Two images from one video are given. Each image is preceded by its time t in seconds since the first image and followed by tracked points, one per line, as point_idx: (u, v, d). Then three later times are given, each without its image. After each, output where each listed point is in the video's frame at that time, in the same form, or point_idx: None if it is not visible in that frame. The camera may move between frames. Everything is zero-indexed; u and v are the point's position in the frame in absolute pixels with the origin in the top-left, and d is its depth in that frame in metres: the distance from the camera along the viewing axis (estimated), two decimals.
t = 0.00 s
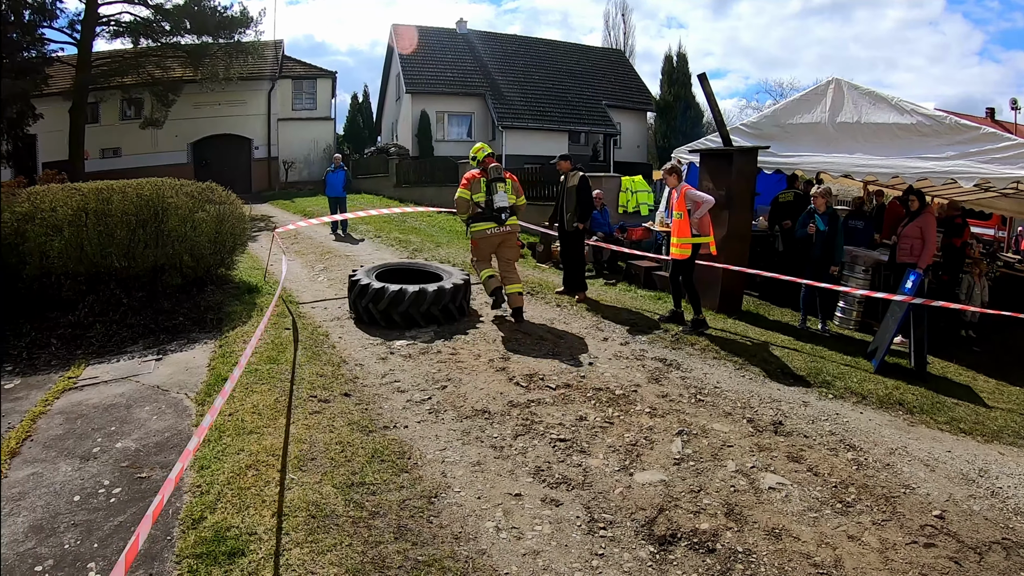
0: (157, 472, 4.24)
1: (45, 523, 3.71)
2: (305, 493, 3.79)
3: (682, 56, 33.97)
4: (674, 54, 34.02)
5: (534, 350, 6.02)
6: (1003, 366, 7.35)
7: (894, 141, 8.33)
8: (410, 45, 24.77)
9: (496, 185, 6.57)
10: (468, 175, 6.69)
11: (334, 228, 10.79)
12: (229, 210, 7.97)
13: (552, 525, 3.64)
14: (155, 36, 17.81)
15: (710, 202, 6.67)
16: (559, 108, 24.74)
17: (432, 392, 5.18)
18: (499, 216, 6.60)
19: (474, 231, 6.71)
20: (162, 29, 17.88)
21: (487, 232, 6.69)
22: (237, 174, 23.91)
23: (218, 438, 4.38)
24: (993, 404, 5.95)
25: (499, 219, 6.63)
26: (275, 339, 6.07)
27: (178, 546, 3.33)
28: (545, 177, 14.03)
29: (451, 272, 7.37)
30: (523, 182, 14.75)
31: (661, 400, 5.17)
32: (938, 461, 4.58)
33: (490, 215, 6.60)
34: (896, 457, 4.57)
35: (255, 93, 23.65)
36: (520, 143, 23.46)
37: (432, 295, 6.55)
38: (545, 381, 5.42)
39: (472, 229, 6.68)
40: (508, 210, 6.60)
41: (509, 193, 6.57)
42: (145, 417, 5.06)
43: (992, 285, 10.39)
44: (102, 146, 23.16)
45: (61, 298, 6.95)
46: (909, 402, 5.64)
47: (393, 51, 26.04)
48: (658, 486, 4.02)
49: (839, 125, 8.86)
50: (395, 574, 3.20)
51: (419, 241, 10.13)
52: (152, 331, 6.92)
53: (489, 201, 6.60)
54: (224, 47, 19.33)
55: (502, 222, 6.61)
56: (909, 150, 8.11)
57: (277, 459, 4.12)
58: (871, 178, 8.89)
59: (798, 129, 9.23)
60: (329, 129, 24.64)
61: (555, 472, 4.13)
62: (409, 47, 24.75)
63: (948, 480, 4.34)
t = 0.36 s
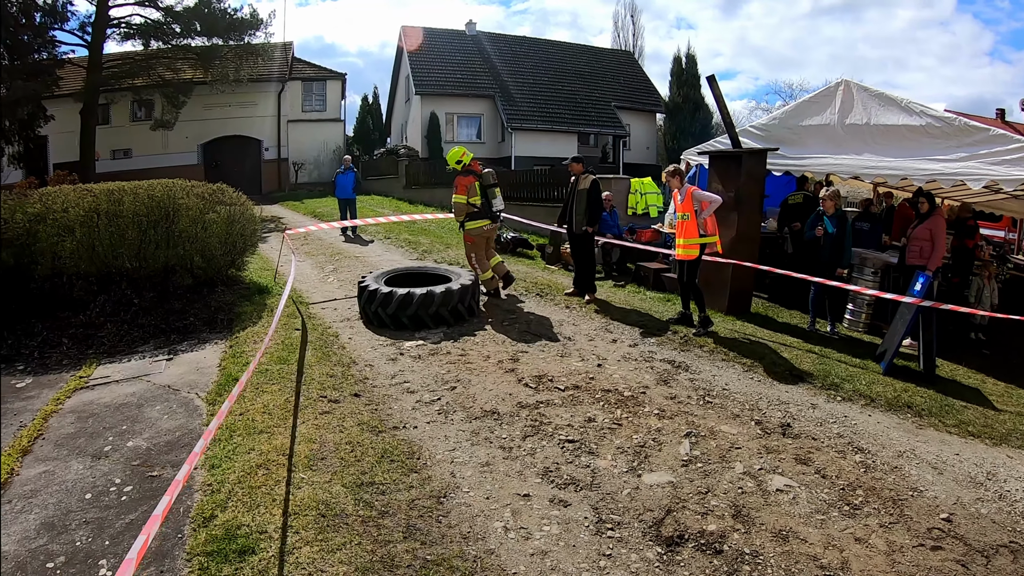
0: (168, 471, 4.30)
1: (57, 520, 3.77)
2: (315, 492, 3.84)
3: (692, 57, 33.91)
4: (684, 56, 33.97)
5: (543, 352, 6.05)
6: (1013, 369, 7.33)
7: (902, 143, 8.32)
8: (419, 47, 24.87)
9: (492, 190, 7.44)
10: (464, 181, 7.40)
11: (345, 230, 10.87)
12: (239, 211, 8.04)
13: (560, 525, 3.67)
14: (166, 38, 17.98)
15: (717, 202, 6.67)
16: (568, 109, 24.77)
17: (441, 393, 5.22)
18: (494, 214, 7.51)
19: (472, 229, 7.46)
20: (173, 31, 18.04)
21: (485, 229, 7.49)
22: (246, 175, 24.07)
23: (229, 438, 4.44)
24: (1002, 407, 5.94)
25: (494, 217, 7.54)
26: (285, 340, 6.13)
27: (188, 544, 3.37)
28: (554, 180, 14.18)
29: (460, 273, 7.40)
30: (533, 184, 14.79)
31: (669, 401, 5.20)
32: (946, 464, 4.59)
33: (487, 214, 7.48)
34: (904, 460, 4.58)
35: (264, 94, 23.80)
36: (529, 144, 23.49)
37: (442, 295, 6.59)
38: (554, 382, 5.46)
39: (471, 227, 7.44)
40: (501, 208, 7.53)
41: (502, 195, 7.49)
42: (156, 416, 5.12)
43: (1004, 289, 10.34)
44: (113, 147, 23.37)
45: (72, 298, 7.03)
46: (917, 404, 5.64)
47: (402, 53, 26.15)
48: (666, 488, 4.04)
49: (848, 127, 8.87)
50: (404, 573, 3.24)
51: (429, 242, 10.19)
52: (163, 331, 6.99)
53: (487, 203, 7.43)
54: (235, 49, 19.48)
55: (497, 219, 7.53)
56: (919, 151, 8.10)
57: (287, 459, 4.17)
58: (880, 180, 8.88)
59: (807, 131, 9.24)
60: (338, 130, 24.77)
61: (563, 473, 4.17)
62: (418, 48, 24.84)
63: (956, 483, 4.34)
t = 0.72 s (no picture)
0: (177, 471, 4.34)
1: (66, 519, 3.81)
2: (323, 493, 3.87)
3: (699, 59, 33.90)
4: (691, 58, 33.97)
5: (550, 355, 6.09)
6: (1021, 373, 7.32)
7: (910, 145, 8.32)
8: (426, 49, 24.96)
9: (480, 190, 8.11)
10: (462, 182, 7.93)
11: (353, 233, 10.94)
12: (248, 214, 8.09)
13: (568, 527, 3.69)
14: (174, 41, 18.14)
15: (725, 203, 6.63)
16: (574, 112, 24.80)
17: (449, 395, 5.26)
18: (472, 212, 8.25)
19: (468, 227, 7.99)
20: (181, 34, 18.17)
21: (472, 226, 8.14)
22: (253, 177, 24.19)
23: (239, 439, 4.48)
24: (1010, 411, 5.93)
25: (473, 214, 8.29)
26: (293, 342, 6.18)
27: (197, 543, 3.41)
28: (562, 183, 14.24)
29: (468, 276, 7.42)
30: (541, 187, 14.84)
31: (677, 404, 5.22)
32: (955, 468, 4.59)
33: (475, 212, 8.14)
34: (912, 463, 4.58)
35: (272, 97, 23.93)
36: (536, 146, 23.52)
37: (450, 300, 6.61)
38: (561, 384, 5.49)
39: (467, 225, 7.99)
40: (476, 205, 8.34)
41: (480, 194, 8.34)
42: (165, 417, 5.17)
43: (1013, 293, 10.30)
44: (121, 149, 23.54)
45: (81, 299, 7.09)
46: (925, 408, 5.64)
47: (409, 56, 26.26)
48: (674, 490, 4.06)
49: (855, 130, 8.88)
50: (413, 574, 3.26)
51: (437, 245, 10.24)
52: (171, 332, 7.04)
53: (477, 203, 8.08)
54: (243, 51, 19.59)
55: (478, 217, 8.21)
56: (926, 154, 8.10)
57: (296, 460, 4.21)
58: (888, 182, 8.88)
59: (814, 134, 9.26)
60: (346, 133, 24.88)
61: (572, 475, 4.19)
62: (425, 51, 24.93)
63: (964, 486, 4.34)
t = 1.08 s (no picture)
0: (184, 471, 4.37)
1: (73, 518, 3.85)
2: (330, 494, 3.90)
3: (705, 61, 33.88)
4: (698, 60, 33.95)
5: (557, 357, 6.11)
6: None
7: (917, 148, 8.30)
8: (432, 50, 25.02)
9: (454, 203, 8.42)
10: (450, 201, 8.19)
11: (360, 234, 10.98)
12: (255, 215, 8.13)
13: (574, 529, 3.70)
14: (182, 43, 18.24)
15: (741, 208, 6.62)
16: (580, 113, 24.82)
17: (455, 396, 5.27)
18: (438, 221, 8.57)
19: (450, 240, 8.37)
20: (188, 36, 18.25)
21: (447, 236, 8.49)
22: (259, 178, 24.29)
23: (245, 439, 4.50)
24: (1017, 414, 5.91)
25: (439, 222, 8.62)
26: (300, 342, 6.21)
27: (204, 542, 3.44)
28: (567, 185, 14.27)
29: (474, 278, 7.43)
30: (547, 188, 14.86)
31: (683, 407, 5.22)
32: (961, 471, 4.58)
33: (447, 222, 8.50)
34: (918, 466, 4.58)
35: (278, 98, 24.03)
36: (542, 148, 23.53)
37: (456, 301, 6.63)
38: (567, 386, 5.50)
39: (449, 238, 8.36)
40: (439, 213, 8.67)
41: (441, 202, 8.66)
42: (172, 417, 5.20)
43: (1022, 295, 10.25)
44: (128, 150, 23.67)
45: (89, 299, 7.14)
46: (931, 411, 5.63)
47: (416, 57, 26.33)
48: (680, 492, 4.07)
49: (862, 131, 8.86)
50: (420, 574, 3.28)
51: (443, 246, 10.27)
52: (178, 333, 7.08)
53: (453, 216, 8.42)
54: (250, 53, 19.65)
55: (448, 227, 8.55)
56: (933, 156, 8.08)
57: (303, 461, 4.23)
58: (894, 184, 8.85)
59: (821, 136, 9.24)
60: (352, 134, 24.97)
61: (578, 476, 4.21)
62: (431, 52, 24.97)
63: (971, 490, 4.34)
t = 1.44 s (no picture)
0: (187, 472, 4.38)
1: (77, 519, 3.87)
2: (332, 496, 3.91)
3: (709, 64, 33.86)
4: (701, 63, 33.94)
5: (559, 360, 6.12)
6: None
7: (919, 150, 8.30)
8: (435, 53, 25.08)
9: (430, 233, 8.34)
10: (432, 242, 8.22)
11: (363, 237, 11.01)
12: (259, 218, 8.16)
13: (576, 532, 3.71)
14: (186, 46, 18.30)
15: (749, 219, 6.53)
16: (583, 116, 24.84)
17: (458, 399, 5.29)
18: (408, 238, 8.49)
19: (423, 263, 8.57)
20: (192, 39, 18.30)
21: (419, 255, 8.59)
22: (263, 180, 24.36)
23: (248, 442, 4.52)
24: (1020, 417, 5.90)
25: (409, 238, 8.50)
26: (303, 345, 6.23)
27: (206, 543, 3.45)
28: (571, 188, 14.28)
29: (478, 281, 7.44)
30: (551, 191, 14.89)
31: (686, 410, 5.23)
32: (964, 474, 4.58)
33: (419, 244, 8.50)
34: (921, 469, 4.57)
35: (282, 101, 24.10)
36: (545, 150, 23.55)
37: (460, 305, 6.64)
38: (570, 389, 5.51)
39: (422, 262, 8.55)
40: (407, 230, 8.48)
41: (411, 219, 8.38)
42: (175, 419, 5.23)
43: None
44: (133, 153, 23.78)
45: (93, 302, 7.16)
46: (934, 414, 5.63)
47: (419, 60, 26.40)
48: (682, 495, 4.08)
49: (865, 134, 8.86)
50: None
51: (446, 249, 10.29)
52: (182, 335, 7.10)
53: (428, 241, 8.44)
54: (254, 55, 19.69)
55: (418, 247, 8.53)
56: (935, 159, 8.08)
57: (305, 463, 4.24)
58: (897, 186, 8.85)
59: (824, 139, 9.24)
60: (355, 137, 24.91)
61: (580, 479, 4.21)
62: (434, 55, 25.03)
63: (974, 493, 4.33)
